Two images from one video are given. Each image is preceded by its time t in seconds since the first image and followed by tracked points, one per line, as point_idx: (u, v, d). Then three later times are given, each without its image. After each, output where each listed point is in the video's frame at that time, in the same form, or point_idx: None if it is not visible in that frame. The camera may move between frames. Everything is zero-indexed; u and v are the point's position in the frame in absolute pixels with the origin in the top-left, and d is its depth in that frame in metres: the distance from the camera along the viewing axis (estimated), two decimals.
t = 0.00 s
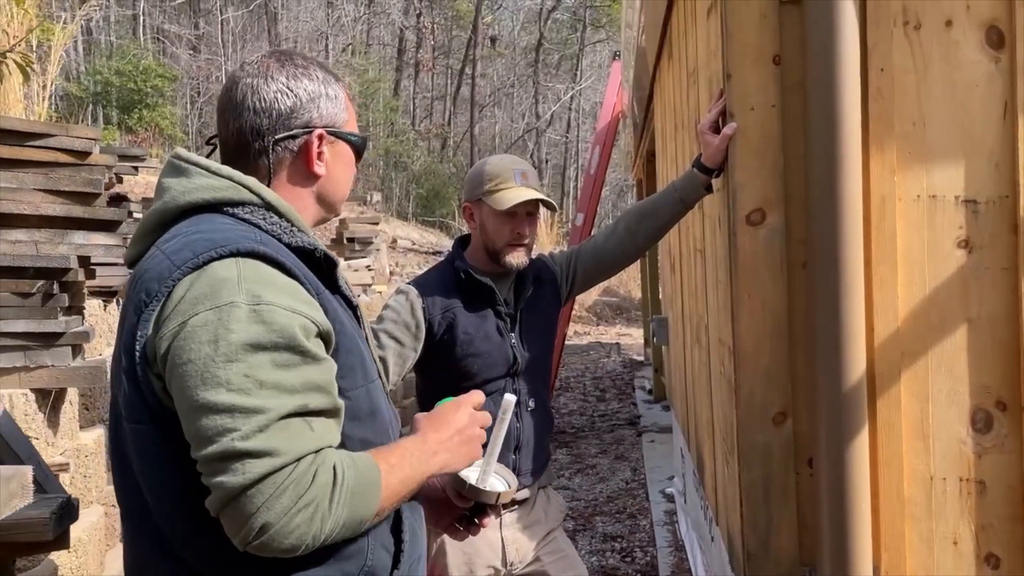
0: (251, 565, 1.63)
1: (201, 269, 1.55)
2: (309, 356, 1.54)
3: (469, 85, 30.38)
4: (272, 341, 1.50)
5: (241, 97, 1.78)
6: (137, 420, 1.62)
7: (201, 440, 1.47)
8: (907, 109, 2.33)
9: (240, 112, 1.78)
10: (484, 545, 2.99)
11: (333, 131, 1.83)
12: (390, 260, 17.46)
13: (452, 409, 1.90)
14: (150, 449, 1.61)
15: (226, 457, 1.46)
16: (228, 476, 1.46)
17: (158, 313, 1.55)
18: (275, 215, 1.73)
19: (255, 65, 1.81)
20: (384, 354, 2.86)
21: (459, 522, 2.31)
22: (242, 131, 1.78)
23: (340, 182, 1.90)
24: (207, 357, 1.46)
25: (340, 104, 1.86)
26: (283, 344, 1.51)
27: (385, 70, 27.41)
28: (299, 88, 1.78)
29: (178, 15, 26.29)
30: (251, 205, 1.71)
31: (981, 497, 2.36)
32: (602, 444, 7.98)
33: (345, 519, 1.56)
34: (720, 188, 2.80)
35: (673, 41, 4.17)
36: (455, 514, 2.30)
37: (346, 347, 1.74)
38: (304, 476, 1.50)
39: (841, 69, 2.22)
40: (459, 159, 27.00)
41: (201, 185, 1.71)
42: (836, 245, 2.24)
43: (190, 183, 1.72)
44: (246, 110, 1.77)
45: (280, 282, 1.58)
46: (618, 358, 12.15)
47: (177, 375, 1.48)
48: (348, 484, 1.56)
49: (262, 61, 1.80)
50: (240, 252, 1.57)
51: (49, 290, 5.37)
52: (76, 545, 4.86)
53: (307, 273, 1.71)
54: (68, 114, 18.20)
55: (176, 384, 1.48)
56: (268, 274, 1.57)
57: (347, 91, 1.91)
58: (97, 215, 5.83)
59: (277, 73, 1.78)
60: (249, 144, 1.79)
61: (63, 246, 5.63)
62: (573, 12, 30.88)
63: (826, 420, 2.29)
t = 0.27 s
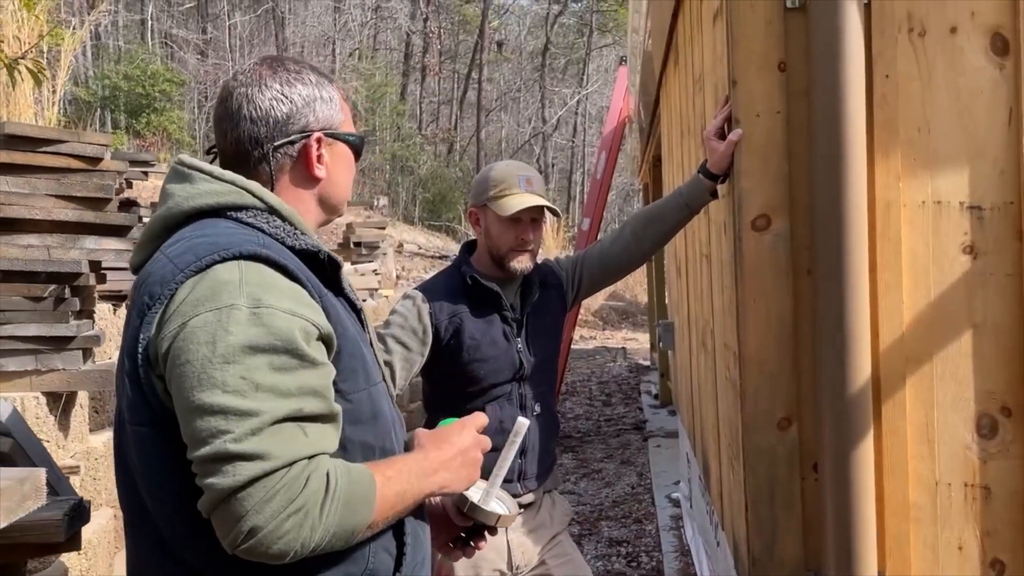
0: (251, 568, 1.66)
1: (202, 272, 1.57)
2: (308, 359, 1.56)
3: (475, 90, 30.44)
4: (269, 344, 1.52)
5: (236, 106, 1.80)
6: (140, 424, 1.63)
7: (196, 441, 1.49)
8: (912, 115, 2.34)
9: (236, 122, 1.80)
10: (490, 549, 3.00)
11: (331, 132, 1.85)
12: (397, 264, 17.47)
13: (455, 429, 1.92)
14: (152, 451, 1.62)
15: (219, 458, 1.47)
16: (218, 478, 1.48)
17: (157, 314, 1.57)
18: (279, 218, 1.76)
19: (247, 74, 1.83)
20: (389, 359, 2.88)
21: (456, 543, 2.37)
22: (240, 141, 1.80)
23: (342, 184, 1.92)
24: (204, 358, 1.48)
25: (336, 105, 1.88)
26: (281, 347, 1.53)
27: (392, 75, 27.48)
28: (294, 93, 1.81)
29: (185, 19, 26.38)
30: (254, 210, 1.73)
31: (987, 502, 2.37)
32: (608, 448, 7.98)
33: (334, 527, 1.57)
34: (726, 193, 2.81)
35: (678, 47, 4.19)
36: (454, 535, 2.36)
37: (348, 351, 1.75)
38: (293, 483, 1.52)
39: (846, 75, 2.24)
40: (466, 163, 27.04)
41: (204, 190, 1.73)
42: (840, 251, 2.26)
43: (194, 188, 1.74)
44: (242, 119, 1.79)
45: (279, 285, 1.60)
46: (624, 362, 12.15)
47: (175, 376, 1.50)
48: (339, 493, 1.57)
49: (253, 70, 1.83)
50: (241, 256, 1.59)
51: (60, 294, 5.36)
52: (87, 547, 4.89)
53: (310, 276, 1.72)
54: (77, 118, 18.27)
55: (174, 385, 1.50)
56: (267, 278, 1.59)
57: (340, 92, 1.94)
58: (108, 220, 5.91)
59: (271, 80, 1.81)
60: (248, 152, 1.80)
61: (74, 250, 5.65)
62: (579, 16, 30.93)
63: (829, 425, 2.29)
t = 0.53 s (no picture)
0: (249, 570, 1.67)
1: (203, 278, 1.59)
2: (306, 363, 1.57)
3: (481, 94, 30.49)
4: (267, 348, 1.53)
5: (241, 114, 1.82)
6: (140, 428, 1.65)
7: (196, 445, 1.50)
8: (912, 123, 2.35)
9: (241, 130, 1.82)
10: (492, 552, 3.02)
11: (335, 142, 1.87)
12: (402, 269, 17.50)
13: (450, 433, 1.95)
14: (152, 455, 1.64)
15: (218, 462, 1.49)
16: (218, 481, 1.50)
17: (158, 320, 1.59)
18: (279, 224, 1.78)
19: (253, 82, 1.85)
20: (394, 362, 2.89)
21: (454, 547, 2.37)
22: (244, 149, 1.83)
23: (344, 194, 1.94)
24: (203, 363, 1.50)
25: (340, 116, 1.90)
26: (280, 351, 1.54)
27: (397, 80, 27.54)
28: (298, 103, 1.83)
29: (192, 24, 26.47)
30: (254, 215, 1.75)
31: (988, 508, 2.38)
32: (612, 453, 7.98)
33: (333, 527, 1.58)
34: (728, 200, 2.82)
35: (681, 53, 4.20)
36: (453, 539, 2.36)
37: (348, 355, 1.77)
38: (291, 484, 1.53)
39: (846, 83, 2.25)
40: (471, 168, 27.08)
41: (206, 197, 1.75)
42: (839, 257, 2.27)
43: (196, 194, 1.77)
44: (247, 128, 1.81)
45: (278, 290, 1.61)
46: (628, 367, 12.15)
47: (174, 380, 1.52)
48: (337, 493, 1.59)
49: (259, 78, 1.85)
50: (241, 260, 1.61)
51: (67, 299, 5.41)
52: (92, 550, 4.91)
53: (309, 281, 1.74)
54: (84, 123, 18.34)
55: (174, 389, 1.52)
56: (266, 283, 1.61)
57: (345, 102, 1.96)
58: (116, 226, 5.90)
59: (276, 89, 1.83)
60: (251, 160, 1.83)
61: (80, 256, 5.70)
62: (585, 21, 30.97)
63: (830, 430, 2.30)
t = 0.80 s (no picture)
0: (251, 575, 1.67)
1: (204, 284, 1.60)
2: (307, 369, 1.58)
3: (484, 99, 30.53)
4: (268, 354, 1.54)
5: (240, 120, 1.83)
6: (140, 433, 1.66)
7: (197, 452, 1.51)
8: (916, 128, 2.35)
9: (240, 136, 1.83)
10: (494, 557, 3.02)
11: (333, 146, 1.88)
12: (406, 273, 17.51)
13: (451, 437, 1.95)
14: (152, 459, 1.65)
15: (220, 469, 1.49)
16: (220, 488, 1.50)
17: (159, 326, 1.60)
18: (281, 230, 1.79)
19: (252, 88, 1.85)
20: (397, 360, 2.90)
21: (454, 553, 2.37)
22: (243, 154, 1.83)
23: (342, 199, 1.95)
24: (205, 369, 1.50)
25: (339, 120, 1.91)
26: (281, 357, 1.55)
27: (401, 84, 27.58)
28: (297, 107, 1.84)
29: (196, 29, 26.53)
30: (256, 221, 1.76)
31: (991, 514, 2.37)
32: (615, 458, 7.98)
33: (336, 533, 1.59)
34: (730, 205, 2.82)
35: (685, 58, 4.21)
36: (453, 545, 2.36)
37: (348, 360, 1.78)
38: (293, 490, 1.54)
39: (849, 88, 2.26)
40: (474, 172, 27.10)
41: (207, 202, 1.75)
42: (842, 263, 2.27)
43: (197, 200, 1.77)
44: (246, 134, 1.82)
45: (279, 296, 1.62)
46: (632, 371, 12.14)
47: (176, 387, 1.52)
48: (339, 498, 1.59)
49: (257, 84, 1.85)
50: (242, 266, 1.62)
51: (71, 303, 5.41)
52: (95, 554, 4.91)
53: (310, 286, 1.75)
54: (89, 127, 18.38)
55: (175, 395, 1.52)
56: (268, 289, 1.61)
57: (344, 106, 1.96)
58: (118, 229, 5.88)
59: (274, 95, 1.83)
60: (250, 166, 1.83)
61: (85, 259, 5.68)
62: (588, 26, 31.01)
63: (833, 436, 2.30)
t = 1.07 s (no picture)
0: None
1: (199, 297, 1.60)
2: (300, 384, 1.58)
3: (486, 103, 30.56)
4: (262, 368, 1.54)
5: (234, 131, 1.83)
6: (134, 446, 1.65)
7: (190, 466, 1.51)
8: (915, 136, 2.35)
9: (234, 147, 1.83)
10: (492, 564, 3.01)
11: (328, 154, 1.89)
12: (407, 277, 17.52)
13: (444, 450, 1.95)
14: (144, 473, 1.65)
15: (212, 484, 1.49)
16: (212, 504, 1.50)
17: (153, 339, 1.60)
18: (275, 241, 1.79)
19: (245, 98, 1.86)
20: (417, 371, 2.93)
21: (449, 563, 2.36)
22: (238, 165, 1.83)
23: (340, 206, 1.95)
24: (198, 384, 1.50)
25: (333, 128, 1.91)
26: (274, 371, 1.55)
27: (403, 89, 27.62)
28: (291, 117, 1.84)
29: (198, 33, 26.59)
30: (251, 232, 1.76)
31: (991, 523, 2.37)
32: (616, 463, 7.97)
33: (328, 549, 1.59)
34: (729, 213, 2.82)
35: (684, 64, 4.21)
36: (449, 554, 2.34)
37: (342, 372, 1.78)
38: (285, 506, 1.54)
39: (848, 98, 2.26)
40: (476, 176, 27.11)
41: (201, 213, 1.75)
42: (839, 274, 2.27)
43: (191, 211, 1.77)
44: (240, 144, 1.82)
45: (273, 310, 1.62)
46: (633, 376, 12.13)
47: (169, 401, 1.52)
48: (332, 513, 1.59)
49: (251, 94, 1.86)
50: (236, 279, 1.62)
51: (71, 310, 5.42)
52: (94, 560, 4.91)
53: (305, 299, 1.75)
54: (91, 131, 18.41)
55: (168, 409, 1.53)
56: (262, 302, 1.61)
57: (338, 114, 1.97)
58: (116, 237, 5.93)
59: (268, 104, 1.84)
60: (247, 176, 1.84)
61: (85, 267, 5.71)
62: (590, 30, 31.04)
63: (830, 446, 2.30)
